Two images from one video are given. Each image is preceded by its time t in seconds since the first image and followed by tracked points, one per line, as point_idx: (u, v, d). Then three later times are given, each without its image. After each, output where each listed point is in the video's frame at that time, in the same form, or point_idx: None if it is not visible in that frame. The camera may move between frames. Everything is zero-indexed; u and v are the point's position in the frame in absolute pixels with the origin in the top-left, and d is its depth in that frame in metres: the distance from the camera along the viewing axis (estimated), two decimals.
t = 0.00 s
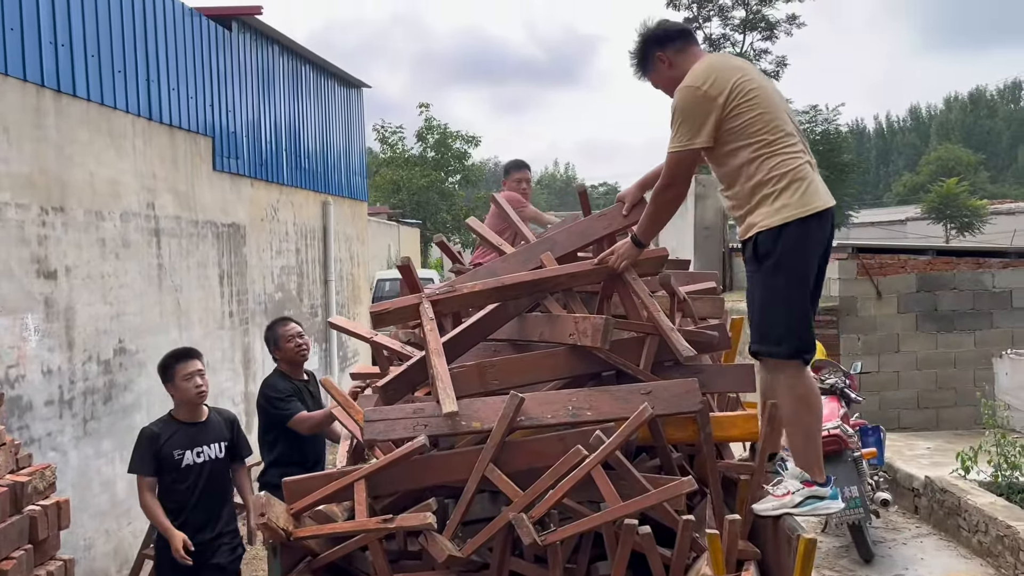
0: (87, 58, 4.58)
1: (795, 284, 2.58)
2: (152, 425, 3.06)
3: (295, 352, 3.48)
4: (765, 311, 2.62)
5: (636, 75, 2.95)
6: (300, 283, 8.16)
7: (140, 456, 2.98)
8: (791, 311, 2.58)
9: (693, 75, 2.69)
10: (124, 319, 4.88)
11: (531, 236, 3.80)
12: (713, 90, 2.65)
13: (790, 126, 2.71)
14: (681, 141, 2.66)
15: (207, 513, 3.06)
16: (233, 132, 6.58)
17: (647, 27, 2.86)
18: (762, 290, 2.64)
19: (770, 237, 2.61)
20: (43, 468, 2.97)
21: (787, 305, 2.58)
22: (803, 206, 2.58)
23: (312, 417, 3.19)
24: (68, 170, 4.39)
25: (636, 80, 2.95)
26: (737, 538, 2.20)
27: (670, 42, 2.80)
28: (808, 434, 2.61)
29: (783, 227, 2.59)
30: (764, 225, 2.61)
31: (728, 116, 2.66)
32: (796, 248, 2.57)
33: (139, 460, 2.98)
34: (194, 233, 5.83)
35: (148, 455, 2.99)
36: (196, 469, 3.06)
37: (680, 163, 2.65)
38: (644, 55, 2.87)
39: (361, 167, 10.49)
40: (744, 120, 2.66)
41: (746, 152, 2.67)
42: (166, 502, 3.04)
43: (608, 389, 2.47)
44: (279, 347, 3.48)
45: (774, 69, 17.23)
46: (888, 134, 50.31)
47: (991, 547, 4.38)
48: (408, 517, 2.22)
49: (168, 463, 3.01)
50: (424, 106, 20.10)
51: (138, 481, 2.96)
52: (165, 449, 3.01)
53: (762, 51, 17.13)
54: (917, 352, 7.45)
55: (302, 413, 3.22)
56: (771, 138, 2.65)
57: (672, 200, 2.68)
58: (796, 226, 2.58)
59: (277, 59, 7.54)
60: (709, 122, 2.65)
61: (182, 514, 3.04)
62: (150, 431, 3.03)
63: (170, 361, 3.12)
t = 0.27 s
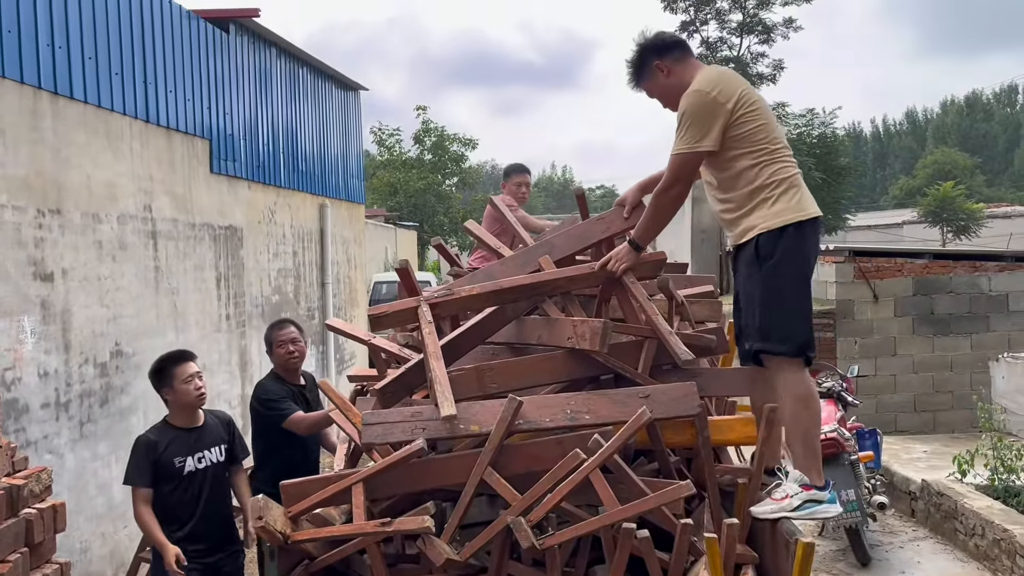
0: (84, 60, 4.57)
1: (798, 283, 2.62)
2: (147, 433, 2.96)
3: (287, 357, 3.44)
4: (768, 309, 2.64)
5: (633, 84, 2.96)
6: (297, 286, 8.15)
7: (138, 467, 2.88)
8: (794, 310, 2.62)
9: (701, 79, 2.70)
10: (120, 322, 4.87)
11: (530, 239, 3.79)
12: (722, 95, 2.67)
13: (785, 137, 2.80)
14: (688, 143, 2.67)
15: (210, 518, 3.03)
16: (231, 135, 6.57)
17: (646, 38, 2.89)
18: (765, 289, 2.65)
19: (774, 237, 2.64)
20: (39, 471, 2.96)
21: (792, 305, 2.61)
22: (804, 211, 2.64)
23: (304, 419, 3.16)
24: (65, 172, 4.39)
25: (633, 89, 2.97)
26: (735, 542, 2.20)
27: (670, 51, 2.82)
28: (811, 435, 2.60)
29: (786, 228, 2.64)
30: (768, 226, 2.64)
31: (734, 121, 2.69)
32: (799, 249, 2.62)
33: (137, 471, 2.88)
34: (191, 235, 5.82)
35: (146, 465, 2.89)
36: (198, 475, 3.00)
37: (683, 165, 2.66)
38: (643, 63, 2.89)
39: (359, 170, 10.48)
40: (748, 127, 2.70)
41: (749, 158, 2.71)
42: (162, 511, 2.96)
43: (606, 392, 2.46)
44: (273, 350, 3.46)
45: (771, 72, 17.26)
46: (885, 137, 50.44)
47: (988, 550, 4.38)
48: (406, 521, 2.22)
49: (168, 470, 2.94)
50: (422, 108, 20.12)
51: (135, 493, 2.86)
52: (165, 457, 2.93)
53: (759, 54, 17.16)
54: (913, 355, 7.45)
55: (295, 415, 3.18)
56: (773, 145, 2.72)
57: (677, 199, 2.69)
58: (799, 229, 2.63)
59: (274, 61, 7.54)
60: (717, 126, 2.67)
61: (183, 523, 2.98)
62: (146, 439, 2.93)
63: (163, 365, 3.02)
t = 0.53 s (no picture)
0: (83, 61, 4.58)
1: (805, 275, 2.74)
2: (138, 443, 2.86)
3: (291, 358, 3.45)
4: (777, 302, 2.73)
5: (621, 98, 2.99)
6: (295, 287, 8.15)
7: (135, 479, 2.78)
8: (801, 301, 2.73)
9: (695, 84, 2.77)
10: (118, 323, 4.87)
11: (527, 241, 3.80)
12: (717, 99, 2.75)
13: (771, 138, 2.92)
14: (687, 144, 2.73)
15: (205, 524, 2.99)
16: (229, 137, 6.58)
17: (633, 51, 2.94)
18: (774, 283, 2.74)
19: (779, 232, 2.73)
20: (37, 472, 2.96)
21: (799, 297, 2.72)
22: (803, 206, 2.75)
23: (299, 417, 3.17)
24: (63, 173, 4.39)
25: (621, 104, 2.99)
26: (732, 543, 2.21)
27: (658, 62, 2.88)
28: (832, 432, 2.79)
29: (790, 222, 2.73)
30: (772, 221, 2.73)
31: (729, 124, 2.78)
32: (803, 242, 2.73)
33: (134, 483, 2.78)
34: (189, 236, 5.82)
35: (142, 476, 2.80)
36: (194, 482, 2.96)
37: (682, 165, 2.72)
38: (631, 75, 2.93)
39: (357, 171, 10.48)
40: (743, 128, 2.79)
41: (744, 157, 2.80)
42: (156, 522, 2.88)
43: (603, 394, 2.47)
44: (275, 350, 3.46)
45: (769, 74, 17.28)
46: (882, 139, 50.52)
47: (985, 552, 4.39)
48: (404, 522, 2.22)
49: (166, 479, 2.87)
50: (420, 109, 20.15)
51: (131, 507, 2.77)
52: (162, 464, 2.86)
53: (756, 56, 17.19)
54: (911, 357, 7.47)
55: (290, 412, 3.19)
56: (766, 145, 2.82)
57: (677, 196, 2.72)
58: (800, 222, 2.75)
59: (272, 63, 7.54)
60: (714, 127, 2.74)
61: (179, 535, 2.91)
62: (139, 450, 2.83)
63: (152, 373, 2.93)
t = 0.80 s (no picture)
0: (82, 61, 4.58)
1: (800, 277, 2.92)
2: (120, 449, 2.81)
3: (301, 354, 3.49)
4: (775, 302, 2.88)
5: (619, 94, 3.04)
6: (295, 287, 8.15)
7: (124, 483, 2.74)
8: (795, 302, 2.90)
9: (700, 88, 2.88)
10: (118, 323, 4.88)
11: (527, 241, 3.81)
12: (723, 102, 2.87)
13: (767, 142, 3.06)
14: (693, 147, 2.82)
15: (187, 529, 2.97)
16: (228, 137, 6.58)
17: (634, 48, 2.99)
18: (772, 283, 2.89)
19: (779, 233, 2.88)
20: (37, 471, 2.96)
21: (796, 295, 2.90)
22: (800, 208, 2.91)
23: (300, 411, 3.18)
24: (63, 172, 4.39)
25: (614, 96, 3.05)
26: (730, 543, 2.21)
27: (661, 61, 2.94)
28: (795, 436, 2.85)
29: (789, 224, 2.89)
30: (773, 222, 2.87)
31: (733, 127, 2.89)
32: (800, 245, 2.90)
33: (122, 488, 2.74)
34: (189, 236, 5.83)
35: (129, 481, 2.76)
36: (175, 486, 2.95)
37: (682, 166, 2.80)
38: (632, 71, 2.97)
39: (356, 172, 10.48)
40: (745, 132, 2.92)
41: (746, 160, 2.93)
42: (139, 529, 2.83)
43: (603, 393, 2.48)
44: (283, 346, 3.50)
45: (767, 75, 17.29)
46: (881, 140, 50.58)
47: (982, 552, 4.40)
48: (404, 520, 2.23)
49: (151, 484, 2.84)
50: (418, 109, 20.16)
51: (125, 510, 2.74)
52: (149, 469, 2.83)
53: (755, 57, 17.21)
54: (909, 358, 7.48)
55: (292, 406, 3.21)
56: (765, 148, 2.96)
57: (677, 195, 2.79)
58: (798, 224, 2.91)
59: (272, 63, 7.55)
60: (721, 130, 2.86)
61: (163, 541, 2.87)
62: (125, 455, 2.79)
63: (134, 377, 2.89)
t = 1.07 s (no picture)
0: (83, 61, 4.59)
1: (781, 289, 3.04)
2: (114, 452, 2.81)
3: (296, 354, 3.51)
4: (754, 312, 3.02)
5: (627, 71, 3.10)
6: (294, 286, 8.16)
7: (119, 486, 2.75)
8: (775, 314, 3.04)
9: (701, 95, 2.88)
10: (118, 322, 4.88)
11: (526, 240, 3.82)
12: (721, 112, 2.87)
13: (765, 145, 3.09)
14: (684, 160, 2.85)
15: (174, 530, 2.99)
16: (228, 136, 6.58)
17: (649, 35, 3.03)
18: (751, 293, 3.03)
19: (761, 247, 2.99)
20: (37, 470, 2.97)
21: (776, 307, 3.04)
22: (785, 223, 2.99)
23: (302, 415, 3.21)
24: (63, 172, 4.40)
25: (620, 74, 3.12)
26: (729, 541, 2.22)
27: (675, 52, 3.01)
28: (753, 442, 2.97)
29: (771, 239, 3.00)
30: (757, 235, 2.98)
31: (729, 136, 2.92)
32: (783, 257, 3.01)
33: (118, 491, 2.75)
34: (189, 235, 5.83)
35: (124, 483, 2.76)
36: (164, 488, 2.96)
37: (677, 173, 2.83)
38: (645, 55, 3.02)
39: (356, 171, 10.48)
40: (741, 141, 2.95)
41: (739, 170, 2.98)
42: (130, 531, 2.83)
43: (602, 393, 2.48)
44: (276, 348, 3.52)
45: (767, 75, 17.30)
46: (881, 140, 50.58)
47: (981, 552, 4.41)
48: (403, 519, 2.24)
49: (143, 486, 2.85)
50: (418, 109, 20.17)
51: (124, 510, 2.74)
52: (142, 471, 2.84)
53: (755, 57, 17.21)
54: (908, 358, 7.48)
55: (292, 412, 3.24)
56: (759, 159, 2.99)
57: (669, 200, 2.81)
58: (781, 238, 3.00)
59: (272, 63, 7.55)
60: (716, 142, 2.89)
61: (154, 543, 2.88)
62: (119, 458, 2.79)
63: (125, 379, 2.90)
